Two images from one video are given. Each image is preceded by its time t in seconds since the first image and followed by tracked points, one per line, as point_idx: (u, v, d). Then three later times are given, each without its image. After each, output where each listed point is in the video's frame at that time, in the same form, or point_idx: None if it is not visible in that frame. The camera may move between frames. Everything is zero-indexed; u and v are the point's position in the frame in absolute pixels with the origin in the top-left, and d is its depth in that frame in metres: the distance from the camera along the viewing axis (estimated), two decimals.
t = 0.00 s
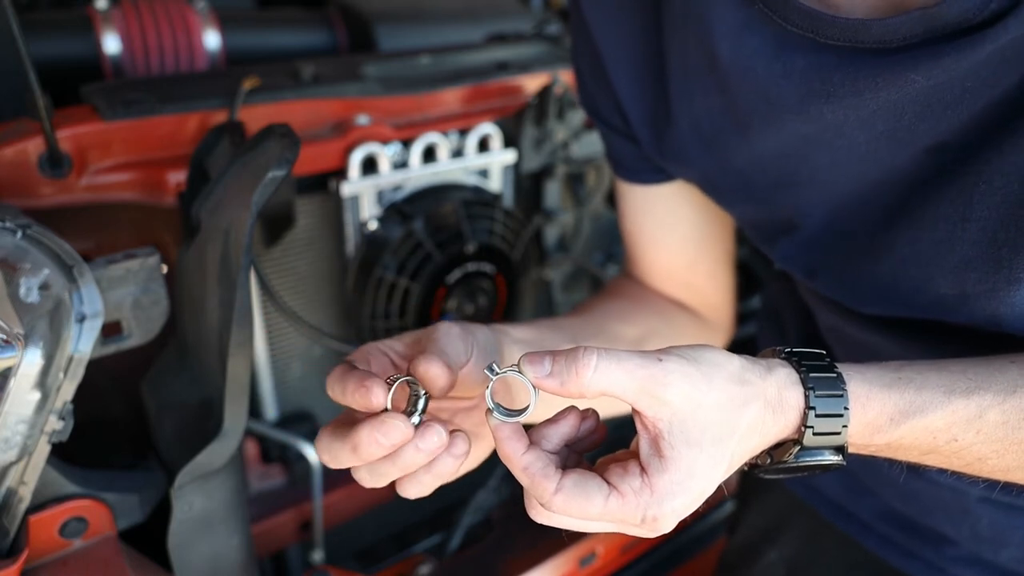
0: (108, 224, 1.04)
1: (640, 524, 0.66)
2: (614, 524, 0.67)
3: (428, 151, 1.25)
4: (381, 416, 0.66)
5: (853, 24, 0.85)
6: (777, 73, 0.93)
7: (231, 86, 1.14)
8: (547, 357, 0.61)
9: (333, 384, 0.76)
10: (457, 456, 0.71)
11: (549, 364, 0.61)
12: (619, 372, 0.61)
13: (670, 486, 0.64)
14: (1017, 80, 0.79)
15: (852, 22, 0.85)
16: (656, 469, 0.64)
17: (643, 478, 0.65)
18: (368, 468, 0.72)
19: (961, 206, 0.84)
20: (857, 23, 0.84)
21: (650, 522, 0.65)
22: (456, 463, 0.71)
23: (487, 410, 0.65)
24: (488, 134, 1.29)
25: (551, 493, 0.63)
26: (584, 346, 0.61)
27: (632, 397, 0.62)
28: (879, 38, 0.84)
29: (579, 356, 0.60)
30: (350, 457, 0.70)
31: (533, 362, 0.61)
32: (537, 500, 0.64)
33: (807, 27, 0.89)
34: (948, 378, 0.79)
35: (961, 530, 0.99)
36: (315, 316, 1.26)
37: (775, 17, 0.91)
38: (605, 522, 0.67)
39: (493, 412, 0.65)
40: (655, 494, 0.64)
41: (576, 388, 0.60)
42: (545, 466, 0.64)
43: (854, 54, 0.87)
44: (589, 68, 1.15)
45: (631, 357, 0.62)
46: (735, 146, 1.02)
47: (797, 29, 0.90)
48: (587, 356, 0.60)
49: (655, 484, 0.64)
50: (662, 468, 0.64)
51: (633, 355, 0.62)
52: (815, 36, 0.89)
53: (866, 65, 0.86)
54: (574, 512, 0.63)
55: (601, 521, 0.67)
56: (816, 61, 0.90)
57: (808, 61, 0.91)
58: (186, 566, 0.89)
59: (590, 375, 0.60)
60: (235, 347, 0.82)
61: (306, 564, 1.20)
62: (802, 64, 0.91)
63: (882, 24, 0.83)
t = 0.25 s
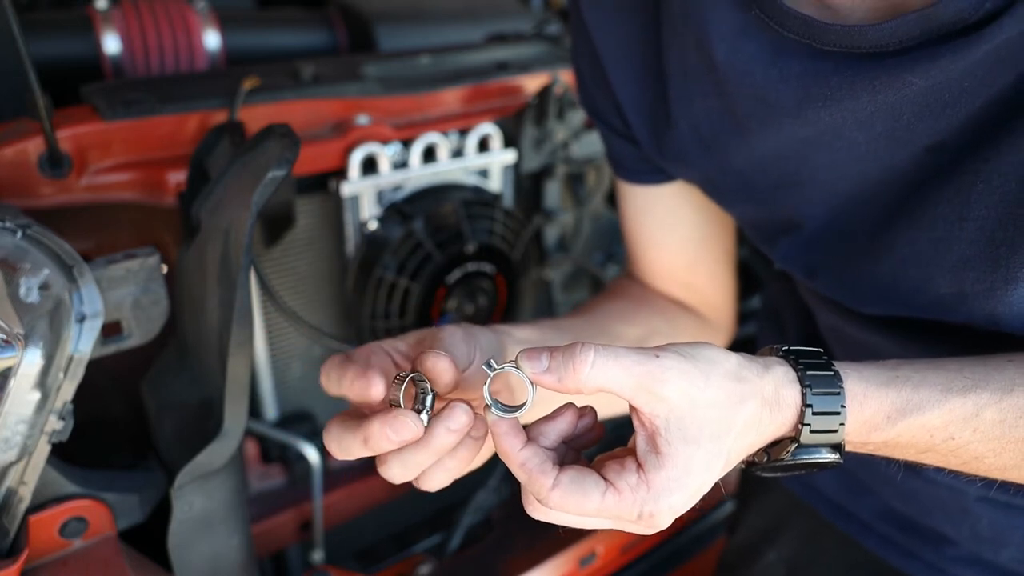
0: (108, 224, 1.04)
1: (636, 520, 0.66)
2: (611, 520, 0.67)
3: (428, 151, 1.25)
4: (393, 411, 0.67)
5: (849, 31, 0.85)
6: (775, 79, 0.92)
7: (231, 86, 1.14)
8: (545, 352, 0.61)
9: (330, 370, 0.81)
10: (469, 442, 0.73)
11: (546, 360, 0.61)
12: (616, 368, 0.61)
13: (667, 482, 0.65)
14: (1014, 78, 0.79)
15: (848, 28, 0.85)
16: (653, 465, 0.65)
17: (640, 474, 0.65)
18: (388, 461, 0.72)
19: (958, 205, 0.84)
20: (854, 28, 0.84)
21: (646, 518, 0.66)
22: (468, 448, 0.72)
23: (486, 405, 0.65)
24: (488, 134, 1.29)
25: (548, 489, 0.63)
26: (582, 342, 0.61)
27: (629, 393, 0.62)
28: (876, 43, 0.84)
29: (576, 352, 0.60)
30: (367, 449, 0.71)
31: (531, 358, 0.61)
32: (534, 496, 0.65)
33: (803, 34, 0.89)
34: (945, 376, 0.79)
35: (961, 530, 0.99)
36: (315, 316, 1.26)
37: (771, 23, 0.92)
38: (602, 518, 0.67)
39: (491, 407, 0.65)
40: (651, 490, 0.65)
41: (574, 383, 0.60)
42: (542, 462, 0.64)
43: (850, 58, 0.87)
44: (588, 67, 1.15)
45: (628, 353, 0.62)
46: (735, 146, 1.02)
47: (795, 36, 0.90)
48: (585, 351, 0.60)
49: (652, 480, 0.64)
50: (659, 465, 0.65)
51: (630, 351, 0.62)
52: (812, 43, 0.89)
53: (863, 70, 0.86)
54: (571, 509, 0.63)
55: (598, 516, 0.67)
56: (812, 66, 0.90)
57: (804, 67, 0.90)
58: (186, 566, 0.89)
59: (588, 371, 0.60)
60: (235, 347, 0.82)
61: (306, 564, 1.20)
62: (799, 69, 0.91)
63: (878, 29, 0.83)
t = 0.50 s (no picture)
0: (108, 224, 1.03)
1: (637, 518, 0.66)
2: (612, 518, 0.67)
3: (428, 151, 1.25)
4: (378, 424, 0.68)
5: (849, 27, 0.85)
6: (774, 74, 0.92)
7: (231, 86, 1.14)
8: (547, 349, 0.61)
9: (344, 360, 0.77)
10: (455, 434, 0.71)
11: (548, 357, 0.61)
12: (618, 365, 0.61)
13: (668, 480, 0.65)
14: (1014, 76, 0.79)
15: (848, 25, 0.85)
16: (654, 463, 0.65)
17: (641, 471, 0.65)
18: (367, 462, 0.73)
19: (957, 203, 0.84)
20: (853, 26, 0.85)
21: (647, 516, 0.66)
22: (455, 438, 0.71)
23: (486, 403, 0.64)
24: (488, 134, 1.29)
25: (549, 487, 0.63)
26: (583, 339, 0.61)
27: (631, 390, 0.62)
28: (875, 40, 0.84)
29: (578, 349, 0.60)
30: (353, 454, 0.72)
31: (532, 354, 0.61)
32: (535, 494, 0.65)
33: (802, 32, 0.89)
34: (946, 374, 0.79)
35: (961, 530, 0.99)
36: (315, 316, 1.26)
37: (770, 20, 0.92)
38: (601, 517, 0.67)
39: (492, 405, 0.64)
40: (652, 488, 0.65)
41: (576, 380, 0.60)
42: (543, 460, 0.64)
43: (850, 57, 0.87)
44: (588, 67, 1.15)
45: (630, 349, 0.62)
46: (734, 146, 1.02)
47: (795, 33, 0.90)
48: (587, 348, 0.60)
49: (653, 478, 0.64)
50: (661, 462, 0.64)
51: (632, 347, 0.62)
52: (812, 40, 0.89)
53: (862, 67, 0.86)
54: (572, 507, 0.64)
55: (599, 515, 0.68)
56: (812, 64, 0.90)
57: (803, 65, 0.91)
58: (186, 566, 0.89)
59: (589, 368, 0.60)
60: (235, 347, 0.82)
61: (306, 565, 1.20)
62: (797, 67, 0.91)
63: (877, 26, 0.83)
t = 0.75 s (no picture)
0: (108, 225, 1.04)
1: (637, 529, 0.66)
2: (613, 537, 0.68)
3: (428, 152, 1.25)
4: (403, 382, 0.72)
5: (845, 25, 0.85)
6: (769, 72, 0.92)
7: (231, 86, 1.14)
8: (536, 361, 0.62)
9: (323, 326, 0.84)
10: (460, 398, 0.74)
11: (538, 368, 0.61)
12: (608, 369, 0.61)
13: (663, 482, 0.64)
14: (1010, 77, 0.79)
15: (844, 23, 0.85)
16: (648, 466, 0.64)
17: (635, 477, 0.65)
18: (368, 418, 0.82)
19: (950, 204, 0.84)
20: (850, 23, 0.84)
21: (647, 523, 0.66)
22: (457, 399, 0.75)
23: (485, 422, 0.67)
24: (488, 134, 1.29)
25: (545, 509, 0.64)
26: (572, 345, 0.61)
27: (622, 394, 0.62)
28: (871, 38, 0.84)
29: (566, 356, 0.60)
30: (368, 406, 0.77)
31: (523, 368, 0.62)
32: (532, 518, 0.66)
33: (799, 30, 0.89)
34: (939, 372, 0.79)
35: (961, 530, 0.99)
36: (315, 316, 1.26)
37: (766, 17, 0.91)
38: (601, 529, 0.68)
39: (491, 424, 0.67)
40: (648, 492, 0.64)
41: (567, 387, 0.60)
42: (539, 481, 0.66)
43: (846, 54, 0.87)
44: (585, 66, 1.15)
45: (620, 353, 0.62)
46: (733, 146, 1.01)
47: (791, 32, 0.90)
48: (575, 355, 0.60)
49: (648, 482, 0.64)
50: (653, 465, 0.64)
51: (621, 351, 0.62)
52: (809, 37, 0.89)
53: (858, 66, 0.86)
54: (571, 527, 0.65)
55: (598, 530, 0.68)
56: (809, 62, 0.90)
57: (802, 62, 0.91)
58: (186, 566, 0.89)
59: (579, 373, 0.60)
60: (235, 347, 0.82)
61: (307, 565, 1.20)
62: (795, 65, 0.91)
63: (871, 24, 0.83)
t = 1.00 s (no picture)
0: (108, 225, 1.04)
1: (629, 522, 0.66)
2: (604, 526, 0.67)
3: (428, 152, 1.25)
4: (380, 348, 0.72)
5: (843, 25, 0.85)
6: (767, 72, 0.92)
7: (231, 86, 1.14)
8: (535, 356, 0.61)
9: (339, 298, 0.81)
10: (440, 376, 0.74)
11: (536, 364, 0.61)
12: (606, 368, 0.61)
13: (658, 480, 0.64)
14: (1008, 78, 0.79)
15: (842, 23, 0.85)
16: (644, 464, 0.64)
17: (629, 474, 0.65)
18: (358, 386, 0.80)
19: (947, 204, 0.84)
20: (847, 24, 0.84)
21: (639, 519, 0.66)
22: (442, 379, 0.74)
23: (478, 411, 0.64)
24: (488, 134, 1.30)
25: (538, 498, 0.63)
26: (571, 342, 0.61)
27: (619, 392, 0.62)
28: (867, 39, 0.84)
29: (565, 353, 0.60)
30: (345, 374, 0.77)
31: (521, 363, 0.61)
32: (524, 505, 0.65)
33: (797, 31, 0.89)
34: (937, 374, 0.79)
35: (960, 530, 0.99)
36: (315, 316, 1.26)
37: (764, 17, 0.91)
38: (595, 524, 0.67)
39: (484, 413, 0.64)
40: (642, 489, 0.64)
41: (564, 385, 0.60)
42: (532, 471, 0.64)
43: (842, 55, 0.87)
44: (584, 67, 1.15)
45: (618, 351, 0.62)
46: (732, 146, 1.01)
47: (789, 32, 0.90)
48: (574, 352, 0.60)
49: (642, 480, 0.64)
50: (649, 464, 0.64)
51: (619, 349, 0.62)
52: (806, 38, 0.89)
53: (855, 66, 0.86)
54: (562, 518, 0.64)
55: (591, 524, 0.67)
56: (808, 62, 0.90)
57: (800, 62, 0.90)
58: (186, 566, 0.89)
59: (576, 371, 0.60)
60: (236, 347, 0.83)
61: (307, 565, 1.20)
62: (793, 65, 0.91)
63: (868, 25, 0.83)
